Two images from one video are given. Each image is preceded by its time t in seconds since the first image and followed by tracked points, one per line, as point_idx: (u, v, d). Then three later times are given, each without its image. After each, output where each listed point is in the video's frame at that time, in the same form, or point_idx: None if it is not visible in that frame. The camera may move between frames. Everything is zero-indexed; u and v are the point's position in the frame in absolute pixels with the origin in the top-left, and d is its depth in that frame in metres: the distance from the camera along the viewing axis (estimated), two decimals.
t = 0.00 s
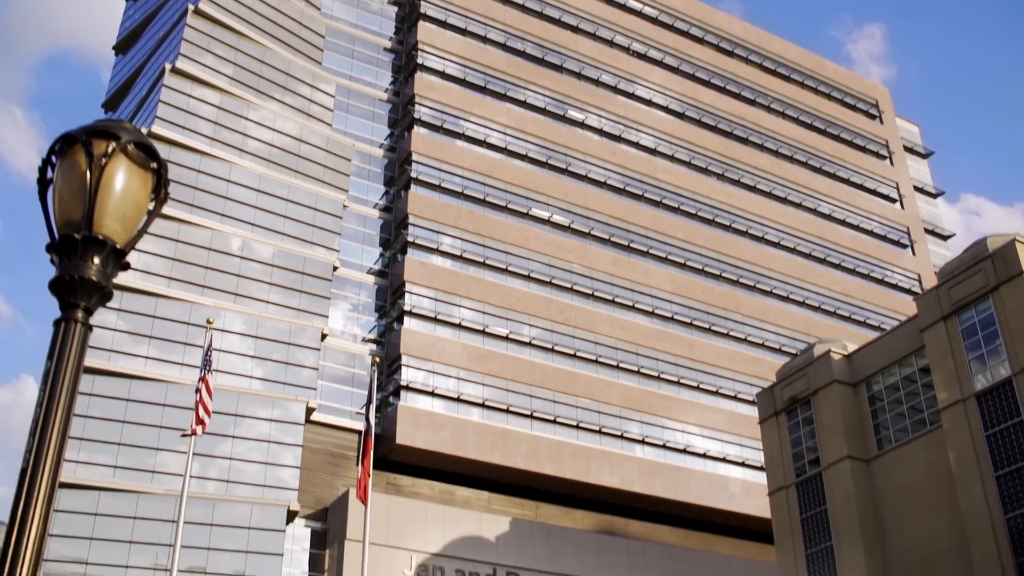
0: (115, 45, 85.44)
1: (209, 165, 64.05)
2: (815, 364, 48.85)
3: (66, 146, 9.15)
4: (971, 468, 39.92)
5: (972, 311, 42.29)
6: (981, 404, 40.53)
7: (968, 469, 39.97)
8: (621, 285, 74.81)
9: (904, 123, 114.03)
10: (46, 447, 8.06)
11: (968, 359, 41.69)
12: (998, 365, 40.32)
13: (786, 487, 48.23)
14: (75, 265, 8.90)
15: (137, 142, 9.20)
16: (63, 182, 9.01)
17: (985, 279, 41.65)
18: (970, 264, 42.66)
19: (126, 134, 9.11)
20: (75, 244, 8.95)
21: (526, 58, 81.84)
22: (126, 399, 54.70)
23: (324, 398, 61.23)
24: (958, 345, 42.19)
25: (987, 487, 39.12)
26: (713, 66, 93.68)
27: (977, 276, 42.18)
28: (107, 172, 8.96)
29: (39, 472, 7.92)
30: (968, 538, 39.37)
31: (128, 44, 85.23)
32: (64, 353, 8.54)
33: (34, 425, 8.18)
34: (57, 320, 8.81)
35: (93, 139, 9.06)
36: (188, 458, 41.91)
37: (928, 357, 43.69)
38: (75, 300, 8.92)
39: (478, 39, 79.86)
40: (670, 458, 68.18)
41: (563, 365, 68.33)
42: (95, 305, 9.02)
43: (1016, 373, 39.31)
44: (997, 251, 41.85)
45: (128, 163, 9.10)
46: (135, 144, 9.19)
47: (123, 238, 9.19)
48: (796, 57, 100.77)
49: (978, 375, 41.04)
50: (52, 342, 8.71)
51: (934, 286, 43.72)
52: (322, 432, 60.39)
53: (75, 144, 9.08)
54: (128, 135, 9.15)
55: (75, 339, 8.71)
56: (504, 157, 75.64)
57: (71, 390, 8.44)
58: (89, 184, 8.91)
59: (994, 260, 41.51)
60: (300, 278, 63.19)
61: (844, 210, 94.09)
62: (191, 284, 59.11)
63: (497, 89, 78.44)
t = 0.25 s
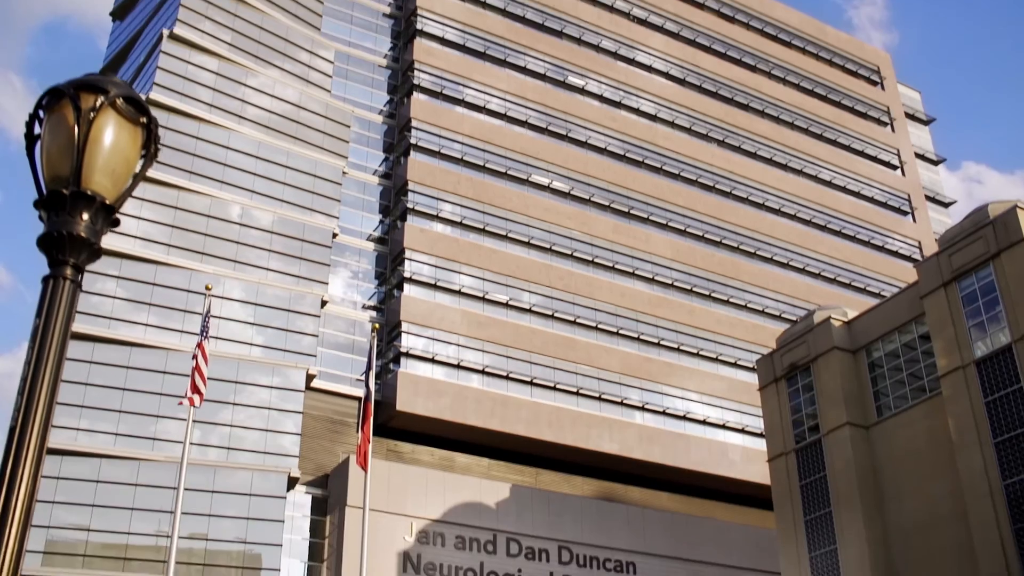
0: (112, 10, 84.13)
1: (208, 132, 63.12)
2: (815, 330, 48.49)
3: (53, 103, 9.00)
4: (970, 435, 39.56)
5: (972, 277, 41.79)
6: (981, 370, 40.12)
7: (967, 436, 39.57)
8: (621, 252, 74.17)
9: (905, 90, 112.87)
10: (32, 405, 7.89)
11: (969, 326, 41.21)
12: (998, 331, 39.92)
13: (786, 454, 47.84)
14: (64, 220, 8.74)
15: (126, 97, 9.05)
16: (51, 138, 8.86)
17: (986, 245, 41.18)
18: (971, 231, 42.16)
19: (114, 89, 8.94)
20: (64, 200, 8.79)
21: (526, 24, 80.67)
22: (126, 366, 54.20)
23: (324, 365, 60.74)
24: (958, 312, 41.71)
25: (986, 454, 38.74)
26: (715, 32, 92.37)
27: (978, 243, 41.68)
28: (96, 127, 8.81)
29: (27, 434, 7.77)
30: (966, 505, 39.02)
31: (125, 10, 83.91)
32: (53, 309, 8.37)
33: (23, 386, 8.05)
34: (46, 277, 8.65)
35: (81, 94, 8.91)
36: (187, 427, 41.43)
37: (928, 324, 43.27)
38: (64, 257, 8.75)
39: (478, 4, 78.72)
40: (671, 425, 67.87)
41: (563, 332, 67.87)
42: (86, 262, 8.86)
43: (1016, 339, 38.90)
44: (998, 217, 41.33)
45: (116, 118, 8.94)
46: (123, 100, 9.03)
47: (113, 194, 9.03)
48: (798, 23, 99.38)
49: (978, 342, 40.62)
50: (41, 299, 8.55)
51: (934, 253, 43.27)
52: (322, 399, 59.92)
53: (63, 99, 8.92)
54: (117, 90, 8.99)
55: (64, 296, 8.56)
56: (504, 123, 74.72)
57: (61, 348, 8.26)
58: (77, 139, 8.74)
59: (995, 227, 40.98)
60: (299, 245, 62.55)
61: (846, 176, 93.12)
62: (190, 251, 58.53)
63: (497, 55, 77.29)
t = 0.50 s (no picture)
0: None
1: (208, 109, 62.49)
2: (816, 308, 48.09)
3: (41, 65, 8.59)
4: (971, 412, 39.29)
5: (974, 255, 41.42)
6: (982, 347, 39.83)
7: (968, 413, 39.30)
8: (623, 229, 73.66)
9: (907, 66, 111.95)
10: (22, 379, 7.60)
11: (971, 303, 40.89)
12: (1000, 309, 39.58)
13: (787, 432, 47.61)
14: (53, 187, 8.40)
15: (117, 61, 8.62)
16: (40, 102, 8.47)
17: (988, 222, 40.77)
18: (974, 208, 41.73)
19: (105, 52, 8.52)
20: (53, 165, 8.44)
21: None
22: (127, 343, 53.94)
23: (325, 342, 60.46)
24: (960, 289, 41.38)
25: (987, 431, 38.49)
26: (717, 8, 91.40)
27: (980, 220, 41.27)
28: (86, 92, 8.41)
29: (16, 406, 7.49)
30: (967, 482, 38.82)
31: None
32: (42, 278, 8.06)
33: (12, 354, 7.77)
34: (35, 244, 8.33)
35: (70, 57, 8.47)
36: (187, 403, 41.26)
37: (929, 301, 42.97)
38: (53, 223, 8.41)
39: None
40: (671, 401, 67.79)
41: (565, 309, 67.58)
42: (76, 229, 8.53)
43: (1018, 317, 38.59)
44: (1000, 194, 40.90)
45: (107, 83, 8.54)
46: (114, 63, 8.61)
47: (104, 160, 8.68)
48: None
49: (980, 319, 40.30)
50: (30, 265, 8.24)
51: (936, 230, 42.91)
52: (324, 375, 59.64)
53: (51, 62, 8.50)
54: (108, 53, 8.55)
55: (54, 262, 8.23)
56: (506, 100, 74.13)
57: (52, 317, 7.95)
58: (67, 104, 8.36)
59: (997, 204, 40.55)
60: (300, 222, 62.10)
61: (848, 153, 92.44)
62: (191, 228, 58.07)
63: (498, 31, 76.50)
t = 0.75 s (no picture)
0: None
1: (208, 87, 61.94)
2: (819, 285, 47.70)
3: (30, 29, 8.13)
4: (973, 389, 39.05)
5: (977, 231, 41.09)
6: (985, 324, 39.53)
7: (970, 389, 39.08)
8: (624, 206, 73.22)
9: (911, 43, 110.98)
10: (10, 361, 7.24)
11: (973, 281, 40.57)
12: (1003, 286, 39.27)
13: (789, 409, 47.40)
14: (42, 153, 7.98)
15: (107, 25, 8.12)
16: (29, 69, 8.04)
17: (992, 199, 40.43)
18: (977, 185, 41.34)
19: (95, 16, 8.04)
20: (42, 131, 8.02)
21: None
22: (129, 322, 53.63)
23: (326, 320, 60.25)
24: (963, 266, 41.06)
25: (988, 407, 38.27)
26: None
27: (983, 197, 40.92)
28: (75, 57, 7.95)
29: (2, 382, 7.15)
30: (968, 459, 38.66)
31: None
32: (29, 249, 7.64)
33: None
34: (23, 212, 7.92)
35: (60, 21, 8.00)
36: (188, 378, 40.92)
37: (932, 278, 42.65)
38: (44, 190, 8.01)
39: None
40: (673, 378, 67.61)
41: (567, 287, 67.27)
42: (67, 197, 8.10)
43: (1021, 295, 38.30)
44: (1004, 171, 40.55)
45: (98, 47, 8.08)
46: (104, 25, 8.11)
47: (95, 126, 8.23)
48: None
49: (982, 296, 39.97)
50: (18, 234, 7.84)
51: (939, 206, 42.61)
52: (326, 352, 59.47)
53: (40, 27, 8.05)
54: (97, 16, 8.05)
55: (44, 232, 7.81)
56: (508, 77, 73.48)
57: (40, 292, 7.59)
58: (56, 70, 7.91)
59: (1000, 180, 40.20)
60: (301, 200, 61.63)
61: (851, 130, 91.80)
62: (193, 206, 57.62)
63: (500, 8, 75.79)
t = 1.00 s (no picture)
0: None
1: (208, 62, 61.32)
2: (821, 260, 47.30)
3: None
4: (976, 364, 38.76)
5: (980, 206, 40.76)
6: (987, 299, 39.21)
7: (972, 363, 38.82)
8: (626, 181, 72.70)
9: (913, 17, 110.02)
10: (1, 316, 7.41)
11: (976, 255, 40.23)
12: (1006, 261, 38.95)
13: (791, 383, 47.18)
14: (31, 118, 8.03)
15: None
16: (16, 32, 8.10)
17: (995, 173, 40.16)
18: (981, 159, 41.11)
19: None
20: (31, 95, 8.09)
21: None
22: (131, 298, 53.31)
23: (328, 296, 60.07)
24: (966, 240, 40.72)
25: (990, 381, 38.02)
26: None
27: (987, 171, 40.65)
28: (63, 19, 8.01)
29: None
30: (970, 433, 38.43)
31: None
32: (18, 211, 7.73)
33: None
34: (13, 176, 7.96)
35: None
36: (189, 352, 40.57)
37: (935, 253, 42.30)
38: (32, 155, 8.02)
39: None
40: (676, 354, 67.37)
41: (569, 262, 66.93)
42: (56, 161, 8.13)
43: None
44: (1008, 145, 40.31)
45: (87, 10, 8.13)
46: None
47: (85, 90, 8.29)
48: None
49: (985, 271, 39.64)
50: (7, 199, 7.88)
51: (942, 180, 42.24)
52: (328, 328, 59.25)
53: None
54: None
55: (33, 196, 7.88)
56: (509, 51, 72.78)
57: (28, 259, 7.67)
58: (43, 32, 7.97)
59: (1005, 154, 39.93)
60: (302, 176, 61.07)
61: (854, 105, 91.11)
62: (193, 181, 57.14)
63: None
